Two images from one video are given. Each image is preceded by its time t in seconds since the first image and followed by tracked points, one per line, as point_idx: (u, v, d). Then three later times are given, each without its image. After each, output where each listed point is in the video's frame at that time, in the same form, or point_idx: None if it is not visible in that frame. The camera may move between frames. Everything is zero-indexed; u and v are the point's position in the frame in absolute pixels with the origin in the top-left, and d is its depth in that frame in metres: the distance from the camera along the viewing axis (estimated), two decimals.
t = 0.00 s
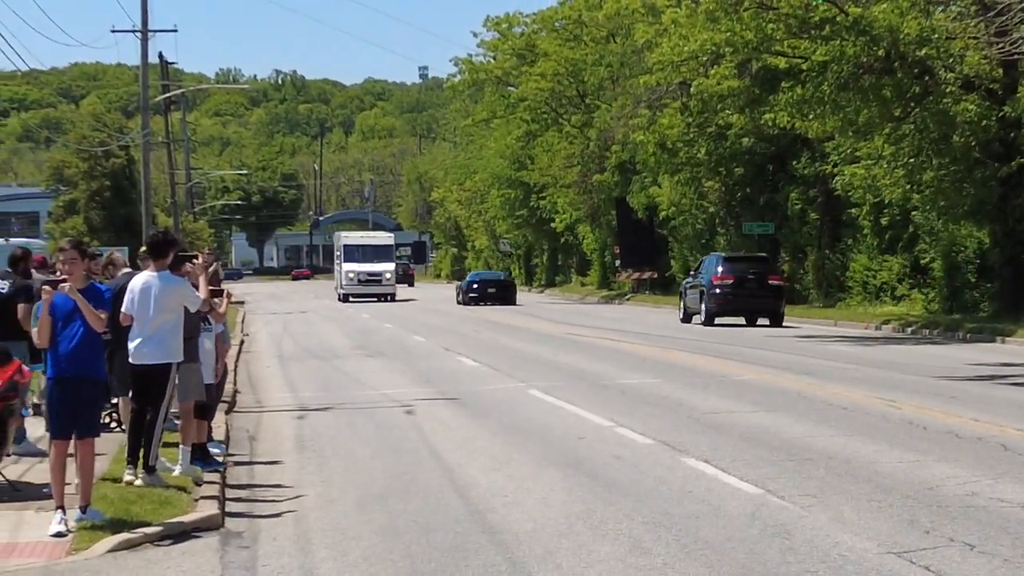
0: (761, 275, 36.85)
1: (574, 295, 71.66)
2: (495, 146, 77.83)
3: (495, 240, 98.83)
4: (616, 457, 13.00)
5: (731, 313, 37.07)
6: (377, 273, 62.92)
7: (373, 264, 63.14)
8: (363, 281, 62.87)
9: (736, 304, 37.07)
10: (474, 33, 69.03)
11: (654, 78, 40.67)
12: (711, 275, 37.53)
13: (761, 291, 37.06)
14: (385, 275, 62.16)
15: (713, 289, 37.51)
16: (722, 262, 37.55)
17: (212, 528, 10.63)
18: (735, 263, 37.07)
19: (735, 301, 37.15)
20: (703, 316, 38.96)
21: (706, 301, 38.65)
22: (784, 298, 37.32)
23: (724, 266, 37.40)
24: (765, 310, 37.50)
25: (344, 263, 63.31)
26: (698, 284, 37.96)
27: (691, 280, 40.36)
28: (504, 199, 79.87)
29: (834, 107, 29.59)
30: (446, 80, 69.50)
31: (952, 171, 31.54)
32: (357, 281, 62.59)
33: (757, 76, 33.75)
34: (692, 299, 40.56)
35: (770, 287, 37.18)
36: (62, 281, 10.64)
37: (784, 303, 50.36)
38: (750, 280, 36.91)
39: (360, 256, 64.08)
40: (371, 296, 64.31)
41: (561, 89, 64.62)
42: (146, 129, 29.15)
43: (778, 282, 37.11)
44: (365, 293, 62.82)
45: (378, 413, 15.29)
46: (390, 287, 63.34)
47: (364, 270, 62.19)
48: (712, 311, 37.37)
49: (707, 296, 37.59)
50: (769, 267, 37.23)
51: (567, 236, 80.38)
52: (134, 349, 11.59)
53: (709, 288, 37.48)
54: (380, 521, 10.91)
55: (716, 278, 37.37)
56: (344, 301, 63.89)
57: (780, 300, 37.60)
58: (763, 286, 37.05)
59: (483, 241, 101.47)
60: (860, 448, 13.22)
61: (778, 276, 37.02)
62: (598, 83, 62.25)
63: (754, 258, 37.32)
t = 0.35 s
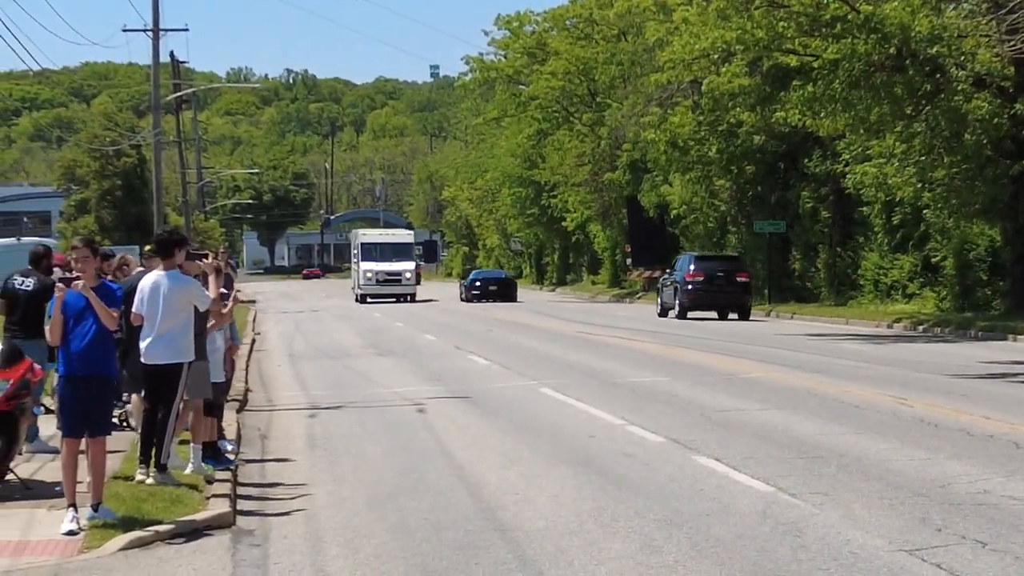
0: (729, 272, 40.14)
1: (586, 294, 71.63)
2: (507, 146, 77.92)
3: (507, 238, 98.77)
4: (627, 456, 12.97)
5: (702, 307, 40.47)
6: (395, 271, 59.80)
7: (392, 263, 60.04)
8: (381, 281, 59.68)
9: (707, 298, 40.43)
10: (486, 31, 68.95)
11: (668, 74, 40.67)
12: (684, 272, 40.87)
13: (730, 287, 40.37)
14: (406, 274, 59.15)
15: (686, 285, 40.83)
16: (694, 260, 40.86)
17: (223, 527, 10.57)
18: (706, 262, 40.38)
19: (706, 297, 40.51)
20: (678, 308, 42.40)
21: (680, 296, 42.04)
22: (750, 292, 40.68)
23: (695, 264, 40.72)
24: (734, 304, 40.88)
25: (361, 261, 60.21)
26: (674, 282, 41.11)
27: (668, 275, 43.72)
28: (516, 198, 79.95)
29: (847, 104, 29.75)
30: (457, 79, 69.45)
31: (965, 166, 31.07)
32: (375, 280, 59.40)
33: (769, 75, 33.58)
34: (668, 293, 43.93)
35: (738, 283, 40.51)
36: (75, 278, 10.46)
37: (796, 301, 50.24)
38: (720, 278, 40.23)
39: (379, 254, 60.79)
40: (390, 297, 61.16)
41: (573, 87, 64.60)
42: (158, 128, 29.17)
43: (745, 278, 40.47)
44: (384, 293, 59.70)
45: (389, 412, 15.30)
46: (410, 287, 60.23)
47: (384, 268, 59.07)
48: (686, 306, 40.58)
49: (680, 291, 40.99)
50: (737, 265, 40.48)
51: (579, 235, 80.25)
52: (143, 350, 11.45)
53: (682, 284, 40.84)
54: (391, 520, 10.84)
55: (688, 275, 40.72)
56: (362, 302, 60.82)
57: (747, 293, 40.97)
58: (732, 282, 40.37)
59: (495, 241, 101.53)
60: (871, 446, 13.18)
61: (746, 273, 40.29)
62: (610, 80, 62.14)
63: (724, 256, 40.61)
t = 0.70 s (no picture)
0: (701, 271, 43.82)
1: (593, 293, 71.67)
2: (516, 144, 78.10)
3: (514, 237, 98.75)
4: (635, 454, 12.96)
5: (675, 302, 44.20)
6: (412, 271, 58.18)
7: (409, 261, 58.55)
8: (397, 280, 58.04)
9: (680, 294, 44.15)
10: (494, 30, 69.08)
11: (675, 73, 40.73)
12: (660, 270, 44.58)
13: (702, 284, 43.99)
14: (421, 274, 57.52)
15: (662, 283, 44.50)
16: (669, 259, 44.55)
17: (231, 524, 10.51)
18: (679, 261, 44.11)
19: (679, 293, 44.24)
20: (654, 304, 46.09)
21: (656, 293, 45.69)
22: (720, 289, 44.34)
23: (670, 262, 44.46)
24: (705, 300, 44.49)
25: (376, 260, 58.69)
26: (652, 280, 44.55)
27: (645, 274, 47.40)
28: (524, 196, 80.12)
29: (856, 102, 29.50)
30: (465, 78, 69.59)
31: (971, 167, 31.14)
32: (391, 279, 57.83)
33: (778, 73, 33.63)
34: (647, 289, 47.56)
35: (708, 280, 44.20)
36: (84, 275, 10.39)
37: (804, 301, 50.19)
38: (692, 275, 43.88)
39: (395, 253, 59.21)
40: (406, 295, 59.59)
41: (580, 87, 64.51)
42: (167, 126, 29.22)
43: (716, 276, 44.14)
44: (400, 293, 58.10)
45: (397, 409, 15.31)
46: (426, 287, 58.68)
47: (400, 269, 57.38)
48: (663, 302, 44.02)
49: (656, 288, 44.74)
50: (708, 264, 44.10)
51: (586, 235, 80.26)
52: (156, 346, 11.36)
53: (657, 281, 44.61)
54: (400, 517, 10.81)
55: (663, 273, 44.47)
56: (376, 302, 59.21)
57: (717, 291, 44.63)
58: (703, 279, 43.97)
59: (503, 240, 101.75)
60: (879, 444, 13.17)
61: (716, 271, 43.86)
62: (618, 79, 62.20)
63: (696, 256, 44.32)
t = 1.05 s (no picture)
0: (681, 270, 47.67)
1: (606, 293, 71.82)
2: (529, 144, 78.52)
3: (527, 237, 98.82)
4: (648, 454, 12.95)
5: (658, 299, 47.97)
6: (433, 272, 54.28)
7: (429, 261, 54.35)
8: (417, 282, 54.12)
9: (661, 291, 47.91)
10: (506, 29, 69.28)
11: (685, 72, 40.86)
12: (643, 269, 48.31)
13: (682, 282, 47.79)
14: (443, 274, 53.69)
15: (645, 281, 48.27)
16: (653, 260, 48.29)
17: (244, 523, 10.51)
18: (661, 261, 47.96)
19: (661, 290, 48.01)
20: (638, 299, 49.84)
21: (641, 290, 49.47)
22: (699, 287, 48.14)
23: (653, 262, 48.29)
24: (686, 297, 48.18)
25: (394, 260, 54.63)
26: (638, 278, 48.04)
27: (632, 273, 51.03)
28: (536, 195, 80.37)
29: (868, 101, 29.47)
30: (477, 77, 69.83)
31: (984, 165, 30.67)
32: (411, 280, 53.64)
33: (790, 72, 33.71)
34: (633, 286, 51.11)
35: (688, 278, 47.99)
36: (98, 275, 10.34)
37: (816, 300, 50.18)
38: (673, 274, 47.72)
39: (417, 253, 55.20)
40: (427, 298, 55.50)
41: (593, 86, 64.63)
42: (179, 126, 29.30)
43: (694, 275, 48.01)
44: (420, 295, 54.08)
45: (409, 409, 15.32)
46: (448, 289, 54.90)
47: (421, 267, 53.58)
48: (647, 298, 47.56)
49: (640, 286, 48.52)
50: (687, 264, 47.94)
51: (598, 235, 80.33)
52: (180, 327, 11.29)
53: (642, 280, 48.36)
54: (412, 517, 10.81)
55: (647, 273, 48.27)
56: (394, 305, 55.38)
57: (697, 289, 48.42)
58: (684, 277, 47.82)
59: (515, 241, 101.71)
60: (892, 444, 13.14)
61: (695, 271, 47.67)
62: (629, 79, 61.90)
63: (676, 257, 48.20)
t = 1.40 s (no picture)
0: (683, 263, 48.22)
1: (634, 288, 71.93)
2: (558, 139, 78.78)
3: (557, 232, 98.95)
4: (683, 444, 12.89)
5: (662, 291, 48.94)
6: (473, 264, 51.98)
7: (468, 254, 52.01)
8: (456, 275, 51.86)
9: (666, 283, 48.89)
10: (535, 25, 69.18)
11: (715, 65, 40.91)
12: (649, 261, 49.19)
13: (685, 276, 48.48)
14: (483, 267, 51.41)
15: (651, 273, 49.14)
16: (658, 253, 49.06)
17: (281, 510, 10.45)
18: (665, 254, 48.70)
19: (665, 283, 48.83)
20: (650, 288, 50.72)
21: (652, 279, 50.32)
22: (701, 280, 48.63)
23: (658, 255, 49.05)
24: (691, 289, 48.87)
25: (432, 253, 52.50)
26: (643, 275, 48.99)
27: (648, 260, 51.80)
28: (565, 190, 80.50)
29: (900, 94, 29.58)
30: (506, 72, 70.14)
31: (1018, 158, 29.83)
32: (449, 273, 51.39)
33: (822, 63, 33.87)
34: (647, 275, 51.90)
35: (691, 271, 48.53)
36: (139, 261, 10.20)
37: (845, 293, 50.03)
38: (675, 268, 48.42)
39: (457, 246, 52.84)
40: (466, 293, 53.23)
41: (622, 80, 64.07)
42: (208, 120, 29.39)
43: (697, 267, 48.46)
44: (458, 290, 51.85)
45: (442, 400, 15.31)
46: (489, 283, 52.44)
47: (459, 260, 51.41)
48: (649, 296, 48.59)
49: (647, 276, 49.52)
50: (690, 257, 48.49)
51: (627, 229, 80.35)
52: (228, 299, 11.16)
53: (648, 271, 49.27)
54: (448, 505, 10.76)
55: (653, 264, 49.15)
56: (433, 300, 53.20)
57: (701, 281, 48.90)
58: (687, 271, 48.44)
59: (544, 235, 101.83)
60: (926, 434, 13.06)
61: (696, 265, 48.21)
62: (660, 72, 62.21)
63: (680, 249, 48.78)
